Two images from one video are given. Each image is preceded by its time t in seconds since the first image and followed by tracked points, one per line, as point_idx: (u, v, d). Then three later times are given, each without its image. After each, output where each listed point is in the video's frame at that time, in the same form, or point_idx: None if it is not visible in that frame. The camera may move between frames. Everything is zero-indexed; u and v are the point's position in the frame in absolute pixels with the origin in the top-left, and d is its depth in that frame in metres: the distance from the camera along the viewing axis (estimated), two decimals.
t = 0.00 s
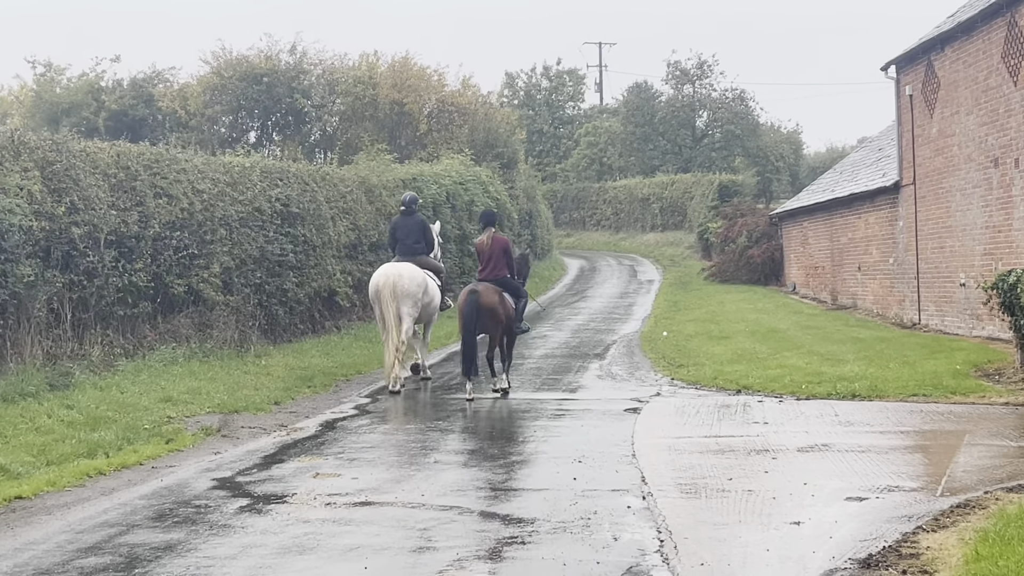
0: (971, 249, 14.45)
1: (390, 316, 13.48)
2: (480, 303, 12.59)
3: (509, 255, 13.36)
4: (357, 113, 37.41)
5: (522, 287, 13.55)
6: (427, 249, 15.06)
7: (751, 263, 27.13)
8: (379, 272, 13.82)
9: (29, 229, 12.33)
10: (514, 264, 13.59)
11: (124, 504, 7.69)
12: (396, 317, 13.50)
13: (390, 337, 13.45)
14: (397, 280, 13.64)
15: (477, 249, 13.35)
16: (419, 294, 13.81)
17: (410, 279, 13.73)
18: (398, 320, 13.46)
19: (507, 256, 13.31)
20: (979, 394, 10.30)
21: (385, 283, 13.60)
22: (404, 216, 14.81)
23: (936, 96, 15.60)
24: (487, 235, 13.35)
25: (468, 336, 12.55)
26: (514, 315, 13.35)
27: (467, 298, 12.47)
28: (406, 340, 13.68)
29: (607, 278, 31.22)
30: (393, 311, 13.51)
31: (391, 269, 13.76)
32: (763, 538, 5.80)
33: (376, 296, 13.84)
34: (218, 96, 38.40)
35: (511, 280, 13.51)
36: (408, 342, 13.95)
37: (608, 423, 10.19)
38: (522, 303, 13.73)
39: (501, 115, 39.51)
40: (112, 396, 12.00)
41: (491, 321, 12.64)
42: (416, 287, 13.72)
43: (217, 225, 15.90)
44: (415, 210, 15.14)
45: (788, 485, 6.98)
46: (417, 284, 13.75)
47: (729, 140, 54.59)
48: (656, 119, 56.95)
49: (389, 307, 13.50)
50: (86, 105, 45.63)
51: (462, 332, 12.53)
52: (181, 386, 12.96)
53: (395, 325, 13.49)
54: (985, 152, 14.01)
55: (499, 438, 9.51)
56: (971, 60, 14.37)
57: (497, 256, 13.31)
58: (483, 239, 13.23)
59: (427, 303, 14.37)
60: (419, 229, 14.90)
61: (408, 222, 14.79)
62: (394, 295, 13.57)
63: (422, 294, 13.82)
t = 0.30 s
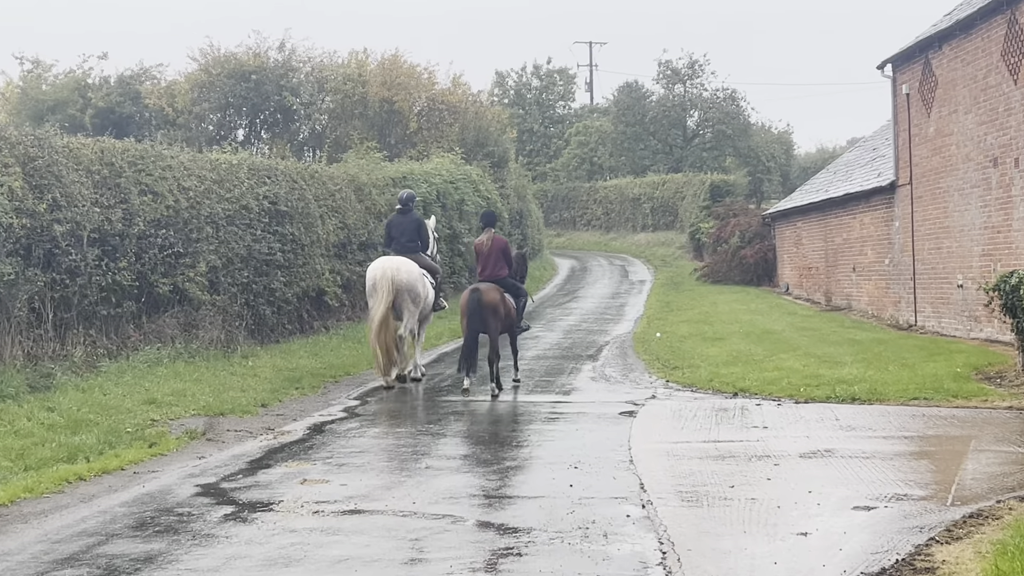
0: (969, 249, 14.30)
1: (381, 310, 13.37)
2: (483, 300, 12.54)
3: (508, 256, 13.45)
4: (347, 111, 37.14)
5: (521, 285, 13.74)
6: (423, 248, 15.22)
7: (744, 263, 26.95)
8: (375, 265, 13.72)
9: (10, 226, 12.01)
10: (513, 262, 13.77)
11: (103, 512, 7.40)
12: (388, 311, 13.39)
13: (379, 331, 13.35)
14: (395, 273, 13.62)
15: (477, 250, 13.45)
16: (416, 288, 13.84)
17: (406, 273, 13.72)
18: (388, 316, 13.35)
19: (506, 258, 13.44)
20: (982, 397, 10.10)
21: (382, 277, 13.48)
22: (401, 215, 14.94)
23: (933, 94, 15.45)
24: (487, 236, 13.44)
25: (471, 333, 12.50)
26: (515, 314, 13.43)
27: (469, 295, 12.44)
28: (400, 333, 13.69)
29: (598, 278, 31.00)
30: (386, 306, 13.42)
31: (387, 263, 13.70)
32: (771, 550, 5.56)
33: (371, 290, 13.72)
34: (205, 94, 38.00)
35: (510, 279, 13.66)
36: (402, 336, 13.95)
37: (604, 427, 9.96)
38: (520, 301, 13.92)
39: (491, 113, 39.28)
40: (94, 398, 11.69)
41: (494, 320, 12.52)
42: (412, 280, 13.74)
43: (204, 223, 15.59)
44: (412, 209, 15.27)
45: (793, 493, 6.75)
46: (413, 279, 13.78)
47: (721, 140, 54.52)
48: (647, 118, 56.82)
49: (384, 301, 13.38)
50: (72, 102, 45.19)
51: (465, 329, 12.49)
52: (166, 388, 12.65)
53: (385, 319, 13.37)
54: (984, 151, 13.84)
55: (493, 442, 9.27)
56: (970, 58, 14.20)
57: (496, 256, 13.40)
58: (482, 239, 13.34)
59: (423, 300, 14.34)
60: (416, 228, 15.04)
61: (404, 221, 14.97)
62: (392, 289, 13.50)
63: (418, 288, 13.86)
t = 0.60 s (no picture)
0: (968, 250, 14.15)
1: (381, 311, 13.32)
2: (481, 301, 12.63)
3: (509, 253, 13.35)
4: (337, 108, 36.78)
5: (520, 284, 13.63)
6: (420, 245, 15.08)
7: (737, 263, 26.78)
8: (373, 265, 13.69)
9: None
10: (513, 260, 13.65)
11: (83, 519, 7.11)
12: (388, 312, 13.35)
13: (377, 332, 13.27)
14: (393, 274, 13.59)
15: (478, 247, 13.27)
16: (414, 288, 13.76)
17: (406, 273, 13.67)
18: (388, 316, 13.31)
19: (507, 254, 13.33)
20: (986, 400, 9.91)
21: (380, 277, 13.45)
22: (397, 213, 14.83)
23: (932, 92, 15.28)
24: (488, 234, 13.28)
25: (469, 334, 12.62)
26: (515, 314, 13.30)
27: (466, 296, 12.55)
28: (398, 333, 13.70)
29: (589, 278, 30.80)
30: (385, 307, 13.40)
31: (386, 263, 13.65)
32: (779, 562, 5.33)
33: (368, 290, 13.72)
34: (193, 91, 37.60)
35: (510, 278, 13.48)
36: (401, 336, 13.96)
37: (601, 430, 9.71)
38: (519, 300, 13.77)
39: (483, 111, 38.99)
40: (77, 399, 11.38)
41: (491, 321, 12.62)
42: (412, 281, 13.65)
43: (191, 220, 15.28)
44: (408, 208, 15.13)
45: (800, 501, 6.52)
46: (412, 278, 13.70)
47: (712, 140, 54.59)
48: (639, 117, 56.65)
49: (383, 303, 13.36)
50: (59, 98, 44.77)
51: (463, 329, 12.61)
52: (151, 388, 12.35)
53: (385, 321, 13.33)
54: (984, 150, 13.67)
55: (487, 447, 9.01)
56: (970, 55, 14.02)
57: (498, 253, 13.28)
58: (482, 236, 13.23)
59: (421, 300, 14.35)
60: (412, 226, 14.93)
61: (401, 219, 14.86)
62: (390, 290, 13.45)
63: (417, 288, 13.81)
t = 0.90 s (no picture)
0: (967, 251, 14.01)
1: (380, 307, 13.21)
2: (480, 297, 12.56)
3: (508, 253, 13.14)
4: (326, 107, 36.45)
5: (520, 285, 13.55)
6: (420, 245, 15.16)
7: (729, 264, 26.60)
8: (369, 265, 13.69)
9: None
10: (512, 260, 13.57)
11: (61, 530, 6.81)
12: (387, 308, 13.26)
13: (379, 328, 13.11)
14: (389, 274, 13.52)
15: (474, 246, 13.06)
16: (410, 286, 13.76)
17: (402, 269, 13.66)
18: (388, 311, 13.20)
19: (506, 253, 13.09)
20: (990, 405, 9.72)
21: (376, 276, 13.42)
22: (397, 212, 14.93)
23: (929, 92, 15.13)
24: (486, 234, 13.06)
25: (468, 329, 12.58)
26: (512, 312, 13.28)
27: (466, 291, 12.50)
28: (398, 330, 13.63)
29: (581, 279, 30.57)
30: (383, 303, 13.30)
31: (381, 261, 13.65)
32: None
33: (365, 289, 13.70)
34: (181, 88, 37.97)
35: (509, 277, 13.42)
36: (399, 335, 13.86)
37: (597, 435, 9.46)
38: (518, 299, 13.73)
39: (473, 110, 38.77)
40: (58, 403, 11.06)
41: (491, 317, 12.58)
42: (408, 279, 13.65)
43: (177, 219, 14.96)
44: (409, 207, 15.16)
45: (808, 511, 6.28)
46: (408, 277, 13.70)
47: (703, 140, 54.71)
48: (630, 118, 56.50)
49: (382, 299, 13.26)
50: (46, 96, 44.36)
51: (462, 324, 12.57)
52: (135, 391, 12.03)
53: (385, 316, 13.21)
54: (984, 149, 13.51)
55: (481, 452, 8.75)
56: (969, 54, 13.86)
57: (496, 253, 13.06)
58: (480, 235, 13.09)
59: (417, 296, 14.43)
60: (412, 225, 15.04)
61: (400, 218, 14.98)
62: (387, 288, 13.43)
63: (413, 286, 13.85)
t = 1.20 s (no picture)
0: (967, 251, 13.85)
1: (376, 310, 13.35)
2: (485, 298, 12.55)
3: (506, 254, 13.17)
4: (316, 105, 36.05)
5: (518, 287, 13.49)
6: (417, 246, 14.90)
7: (723, 264, 26.41)
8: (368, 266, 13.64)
9: None
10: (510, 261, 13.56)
11: (38, 541, 6.51)
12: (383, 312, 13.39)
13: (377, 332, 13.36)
14: (386, 279, 13.40)
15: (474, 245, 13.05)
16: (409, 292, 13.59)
17: (401, 274, 13.54)
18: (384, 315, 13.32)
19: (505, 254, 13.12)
20: (996, 409, 9.52)
21: (373, 279, 13.40)
22: (395, 213, 14.67)
23: (929, 90, 14.94)
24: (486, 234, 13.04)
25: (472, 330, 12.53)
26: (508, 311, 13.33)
27: (473, 294, 12.41)
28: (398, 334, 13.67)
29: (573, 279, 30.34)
30: (380, 307, 13.40)
31: (381, 265, 13.53)
32: None
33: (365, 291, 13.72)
34: (169, 85, 37.88)
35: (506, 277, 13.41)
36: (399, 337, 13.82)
37: (596, 440, 9.20)
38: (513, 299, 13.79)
39: (465, 108, 38.45)
40: (39, 406, 10.73)
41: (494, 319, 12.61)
42: (405, 285, 13.48)
43: (163, 217, 14.63)
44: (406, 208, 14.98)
45: (818, 521, 6.04)
46: (407, 281, 13.53)
47: (695, 140, 54.59)
48: (621, 117, 56.30)
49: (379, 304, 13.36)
50: (33, 94, 43.86)
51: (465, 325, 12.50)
52: (119, 394, 11.71)
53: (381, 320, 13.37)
54: (985, 149, 13.33)
55: (476, 459, 8.48)
56: (970, 51, 13.66)
57: (494, 253, 13.09)
58: (478, 234, 13.07)
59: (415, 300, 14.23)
60: (410, 227, 14.76)
61: (398, 218, 14.69)
62: (383, 292, 13.35)
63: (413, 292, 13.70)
